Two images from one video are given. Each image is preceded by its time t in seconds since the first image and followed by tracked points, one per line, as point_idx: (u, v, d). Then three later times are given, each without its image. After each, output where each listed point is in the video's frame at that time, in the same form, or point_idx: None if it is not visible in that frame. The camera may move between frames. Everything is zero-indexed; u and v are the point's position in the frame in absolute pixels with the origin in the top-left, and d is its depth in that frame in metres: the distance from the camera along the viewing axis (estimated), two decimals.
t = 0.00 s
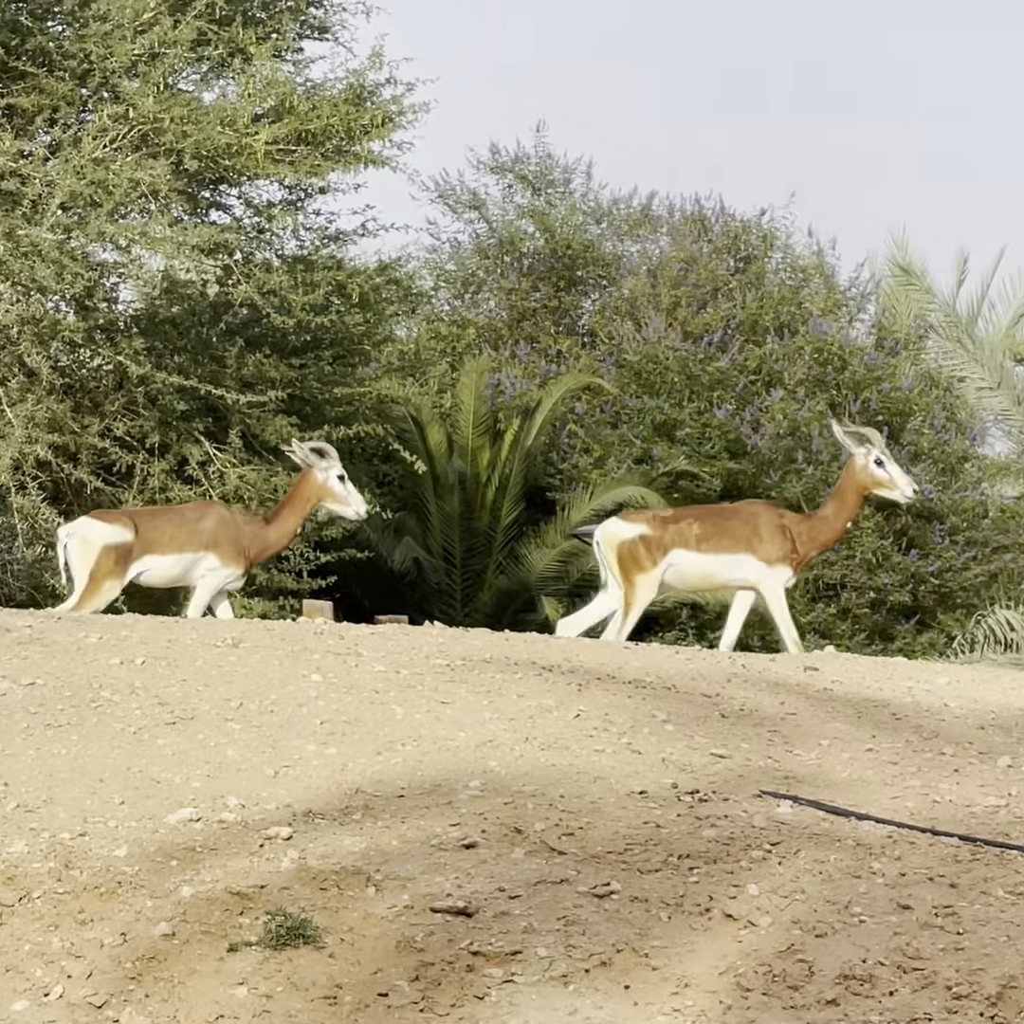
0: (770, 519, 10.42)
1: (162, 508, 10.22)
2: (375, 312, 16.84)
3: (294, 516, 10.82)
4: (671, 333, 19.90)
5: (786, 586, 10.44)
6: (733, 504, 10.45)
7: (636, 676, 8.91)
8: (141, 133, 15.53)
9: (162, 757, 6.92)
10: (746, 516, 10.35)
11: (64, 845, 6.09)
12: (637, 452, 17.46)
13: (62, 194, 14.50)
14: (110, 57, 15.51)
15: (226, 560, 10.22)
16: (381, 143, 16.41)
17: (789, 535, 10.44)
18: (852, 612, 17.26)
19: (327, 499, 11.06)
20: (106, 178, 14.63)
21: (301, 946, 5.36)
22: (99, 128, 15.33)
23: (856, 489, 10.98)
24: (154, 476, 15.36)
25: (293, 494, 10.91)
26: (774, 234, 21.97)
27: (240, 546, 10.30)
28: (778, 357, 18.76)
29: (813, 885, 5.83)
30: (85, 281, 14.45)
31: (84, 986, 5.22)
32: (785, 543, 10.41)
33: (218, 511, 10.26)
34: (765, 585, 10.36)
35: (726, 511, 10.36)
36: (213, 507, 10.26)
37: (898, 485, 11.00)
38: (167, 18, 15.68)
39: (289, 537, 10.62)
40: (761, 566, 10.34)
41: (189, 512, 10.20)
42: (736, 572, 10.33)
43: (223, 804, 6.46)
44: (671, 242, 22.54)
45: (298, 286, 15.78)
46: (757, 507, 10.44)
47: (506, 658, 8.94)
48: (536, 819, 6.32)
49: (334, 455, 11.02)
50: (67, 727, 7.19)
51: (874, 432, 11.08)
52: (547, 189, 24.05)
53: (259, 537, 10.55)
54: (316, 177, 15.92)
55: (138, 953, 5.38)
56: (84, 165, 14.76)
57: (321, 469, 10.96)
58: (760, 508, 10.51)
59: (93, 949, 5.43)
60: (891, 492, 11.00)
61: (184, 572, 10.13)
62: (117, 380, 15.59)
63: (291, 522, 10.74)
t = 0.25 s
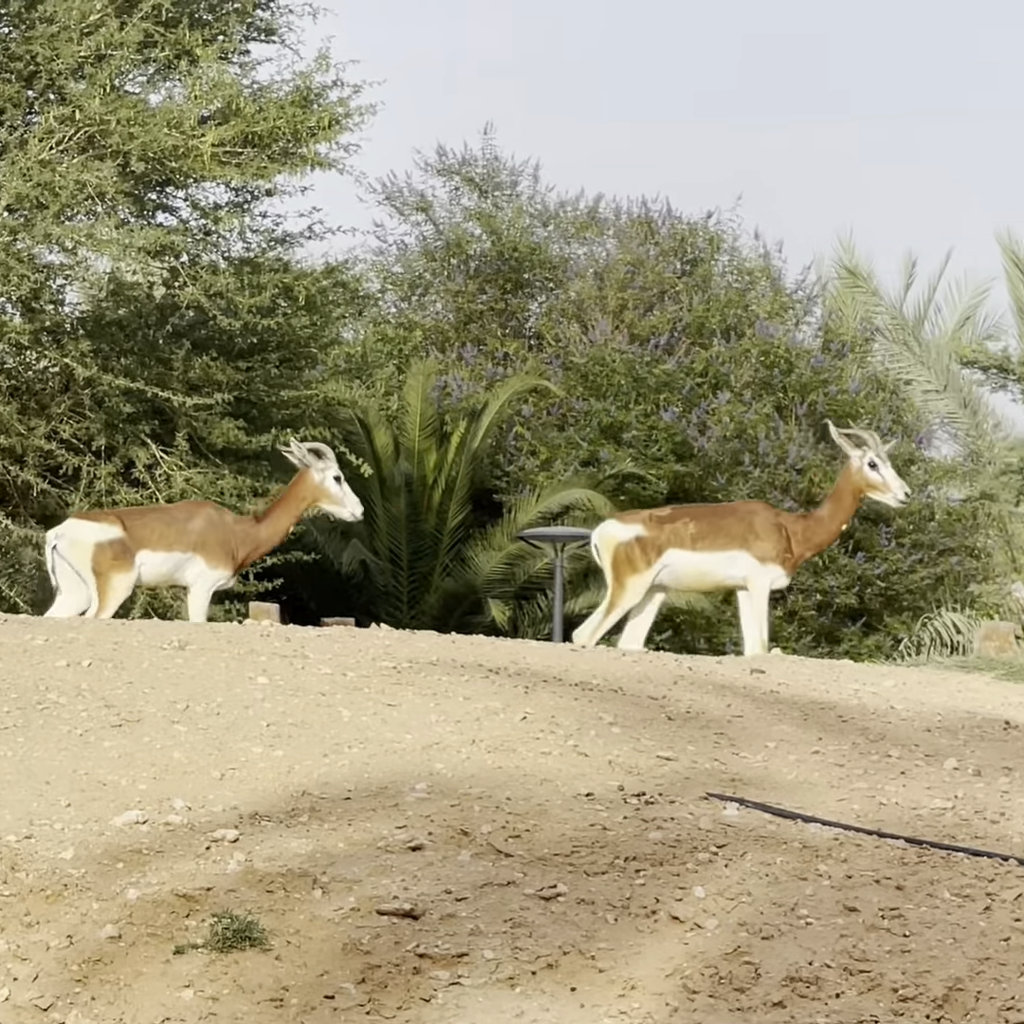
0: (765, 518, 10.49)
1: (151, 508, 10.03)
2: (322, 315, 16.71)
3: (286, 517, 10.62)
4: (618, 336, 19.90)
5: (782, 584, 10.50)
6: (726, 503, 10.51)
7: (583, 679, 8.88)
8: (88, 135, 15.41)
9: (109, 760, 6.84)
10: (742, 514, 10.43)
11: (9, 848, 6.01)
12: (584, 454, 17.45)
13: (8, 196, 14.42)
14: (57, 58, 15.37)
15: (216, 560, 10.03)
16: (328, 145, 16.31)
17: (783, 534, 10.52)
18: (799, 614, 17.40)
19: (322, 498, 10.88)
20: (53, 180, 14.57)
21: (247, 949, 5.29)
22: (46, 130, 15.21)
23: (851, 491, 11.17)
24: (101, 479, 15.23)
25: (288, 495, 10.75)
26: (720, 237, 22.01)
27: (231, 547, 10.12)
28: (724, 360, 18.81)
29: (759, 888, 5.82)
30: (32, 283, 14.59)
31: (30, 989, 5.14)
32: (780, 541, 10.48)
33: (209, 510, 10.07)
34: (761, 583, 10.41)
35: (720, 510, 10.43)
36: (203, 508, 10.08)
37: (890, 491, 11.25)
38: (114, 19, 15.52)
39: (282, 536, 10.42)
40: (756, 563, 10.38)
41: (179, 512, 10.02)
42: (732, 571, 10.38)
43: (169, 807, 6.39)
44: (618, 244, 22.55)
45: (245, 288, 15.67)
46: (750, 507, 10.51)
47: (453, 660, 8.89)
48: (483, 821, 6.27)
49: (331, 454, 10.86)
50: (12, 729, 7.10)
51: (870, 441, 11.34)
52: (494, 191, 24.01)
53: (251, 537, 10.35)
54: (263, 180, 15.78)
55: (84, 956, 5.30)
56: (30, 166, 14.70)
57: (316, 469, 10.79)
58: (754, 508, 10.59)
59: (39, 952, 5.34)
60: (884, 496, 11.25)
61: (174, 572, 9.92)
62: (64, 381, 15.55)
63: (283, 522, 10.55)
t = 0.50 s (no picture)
0: (760, 520, 10.50)
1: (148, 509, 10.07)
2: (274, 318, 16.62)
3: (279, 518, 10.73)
4: (568, 339, 19.90)
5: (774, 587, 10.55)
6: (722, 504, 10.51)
7: (534, 682, 8.84)
8: (38, 137, 15.29)
9: (58, 762, 6.76)
10: (737, 516, 10.47)
11: None
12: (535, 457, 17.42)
13: None
14: (7, 60, 15.22)
15: (216, 560, 10.12)
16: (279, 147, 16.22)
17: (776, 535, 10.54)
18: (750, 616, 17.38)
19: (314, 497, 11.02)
20: (3, 183, 14.53)
21: (197, 952, 5.23)
22: None
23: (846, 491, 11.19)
24: (51, 482, 15.10)
25: (282, 493, 10.85)
26: (671, 240, 22.05)
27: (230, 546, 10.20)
28: (675, 363, 18.85)
29: (710, 891, 5.80)
30: None
31: None
32: (774, 544, 10.51)
33: (206, 511, 10.15)
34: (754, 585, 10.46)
35: (715, 513, 10.44)
36: (200, 509, 10.15)
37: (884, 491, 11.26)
38: (64, 22, 15.40)
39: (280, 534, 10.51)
40: (748, 567, 10.43)
41: (176, 513, 10.06)
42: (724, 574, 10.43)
43: (119, 810, 6.32)
44: (569, 247, 22.55)
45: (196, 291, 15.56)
46: (747, 507, 10.52)
47: (403, 663, 8.84)
48: (434, 824, 6.23)
49: (324, 453, 11.00)
50: None
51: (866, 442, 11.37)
52: (445, 194, 23.97)
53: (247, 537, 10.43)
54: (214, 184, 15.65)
55: (33, 959, 5.23)
56: None
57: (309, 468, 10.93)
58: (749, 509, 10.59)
59: None
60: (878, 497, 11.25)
61: (174, 571, 9.99)
62: (14, 384, 15.36)
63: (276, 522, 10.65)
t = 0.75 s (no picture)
0: (760, 527, 10.86)
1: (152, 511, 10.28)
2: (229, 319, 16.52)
3: (284, 517, 10.93)
4: (524, 340, 19.89)
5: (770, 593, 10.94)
6: (726, 510, 10.89)
7: (489, 683, 8.82)
8: None
9: (12, 764, 6.69)
10: (737, 522, 10.85)
11: None
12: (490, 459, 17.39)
13: None
14: None
15: (222, 559, 10.30)
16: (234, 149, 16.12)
17: (775, 542, 10.89)
18: (704, 618, 17.41)
19: (317, 493, 11.23)
20: None
21: (152, 953, 5.18)
22: None
23: (841, 497, 11.34)
24: (6, 483, 15.00)
25: (285, 492, 11.07)
26: (626, 242, 22.07)
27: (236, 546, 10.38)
28: (630, 364, 18.89)
29: (665, 892, 5.79)
30: None
31: None
32: (771, 550, 10.86)
33: (212, 511, 10.34)
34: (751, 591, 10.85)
35: (717, 517, 10.81)
36: (206, 510, 10.33)
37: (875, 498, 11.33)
38: (19, 24, 15.34)
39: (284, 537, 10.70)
40: (745, 573, 10.82)
41: (182, 514, 10.25)
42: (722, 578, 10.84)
43: (74, 811, 6.26)
44: (524, 248, 22.53)
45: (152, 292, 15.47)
46: (749, 514, 10.88)
47: (358, 664, 8.80)
48: (389, 826, 6.20)
49: (325, 452, 11.21)
50: None
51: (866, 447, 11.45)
52: (401, 195, 23.92)
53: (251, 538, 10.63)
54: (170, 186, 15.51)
55: None
56: None
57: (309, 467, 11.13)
58: (751, 515, 10.96)
59: None
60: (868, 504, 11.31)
61: (181, 571, 10.18)
62: None
63: (281, 523, 10.85)
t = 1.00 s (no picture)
0: (757, 528, 11.24)
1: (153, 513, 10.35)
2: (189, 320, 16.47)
3: (286, 517, 11.02)
4: (484, 341, 19.88)
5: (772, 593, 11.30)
6: (724, 512, 11.30)
7: (449, 684, 8.80)
8: None
9: None
10: (733, 523, 11.25)
11: None
12: (450, 460, 17.35)
13: None
14: None
15: (222, 559, 10.39)
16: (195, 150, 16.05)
17: (771, 541, 11.26)
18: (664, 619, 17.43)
19: (321, 493, 11.36)
20: None
21: (113, 954, 5.13)
22: None
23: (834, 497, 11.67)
24: None
25: (289, 493, 11.20)
26: (587, 243, 22.10)
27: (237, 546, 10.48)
28: (590, 366, 18.92)
29: (625, 893, 5.78)
30: None
31: None
32: (768, 550, 11.24)
33: (213, 512, 10.44)
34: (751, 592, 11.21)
35: (714, 519, 11.21)
36: (207, 510, 10.43)
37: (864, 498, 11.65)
38: None
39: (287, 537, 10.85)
40: (745, 573, 11.19)
41: (182, 515, 10.35)
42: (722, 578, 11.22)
43: (34, 812, 6.21)
44: (484, 250, 22.51)
45: (112, 293, 15.41)
46: (746, 515, 11.28)
47: (319, 665, 8.77)
48: (349, 827, 6.17)
49: (331, 451, 11.36)
50: None
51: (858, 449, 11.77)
52: (361, 197, 23.86)
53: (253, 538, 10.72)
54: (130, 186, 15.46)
55: None
56: None
57: (316, 465, 11.27)
58: (748, 517, 11.35)
59: None
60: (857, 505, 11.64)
61: (182, 571, 10.28)
62: None
63: (283, 522, 10.94)
